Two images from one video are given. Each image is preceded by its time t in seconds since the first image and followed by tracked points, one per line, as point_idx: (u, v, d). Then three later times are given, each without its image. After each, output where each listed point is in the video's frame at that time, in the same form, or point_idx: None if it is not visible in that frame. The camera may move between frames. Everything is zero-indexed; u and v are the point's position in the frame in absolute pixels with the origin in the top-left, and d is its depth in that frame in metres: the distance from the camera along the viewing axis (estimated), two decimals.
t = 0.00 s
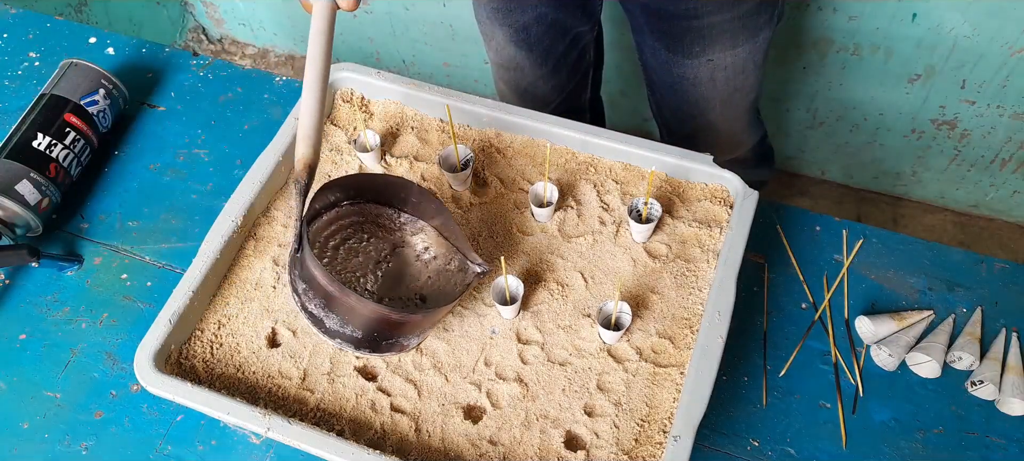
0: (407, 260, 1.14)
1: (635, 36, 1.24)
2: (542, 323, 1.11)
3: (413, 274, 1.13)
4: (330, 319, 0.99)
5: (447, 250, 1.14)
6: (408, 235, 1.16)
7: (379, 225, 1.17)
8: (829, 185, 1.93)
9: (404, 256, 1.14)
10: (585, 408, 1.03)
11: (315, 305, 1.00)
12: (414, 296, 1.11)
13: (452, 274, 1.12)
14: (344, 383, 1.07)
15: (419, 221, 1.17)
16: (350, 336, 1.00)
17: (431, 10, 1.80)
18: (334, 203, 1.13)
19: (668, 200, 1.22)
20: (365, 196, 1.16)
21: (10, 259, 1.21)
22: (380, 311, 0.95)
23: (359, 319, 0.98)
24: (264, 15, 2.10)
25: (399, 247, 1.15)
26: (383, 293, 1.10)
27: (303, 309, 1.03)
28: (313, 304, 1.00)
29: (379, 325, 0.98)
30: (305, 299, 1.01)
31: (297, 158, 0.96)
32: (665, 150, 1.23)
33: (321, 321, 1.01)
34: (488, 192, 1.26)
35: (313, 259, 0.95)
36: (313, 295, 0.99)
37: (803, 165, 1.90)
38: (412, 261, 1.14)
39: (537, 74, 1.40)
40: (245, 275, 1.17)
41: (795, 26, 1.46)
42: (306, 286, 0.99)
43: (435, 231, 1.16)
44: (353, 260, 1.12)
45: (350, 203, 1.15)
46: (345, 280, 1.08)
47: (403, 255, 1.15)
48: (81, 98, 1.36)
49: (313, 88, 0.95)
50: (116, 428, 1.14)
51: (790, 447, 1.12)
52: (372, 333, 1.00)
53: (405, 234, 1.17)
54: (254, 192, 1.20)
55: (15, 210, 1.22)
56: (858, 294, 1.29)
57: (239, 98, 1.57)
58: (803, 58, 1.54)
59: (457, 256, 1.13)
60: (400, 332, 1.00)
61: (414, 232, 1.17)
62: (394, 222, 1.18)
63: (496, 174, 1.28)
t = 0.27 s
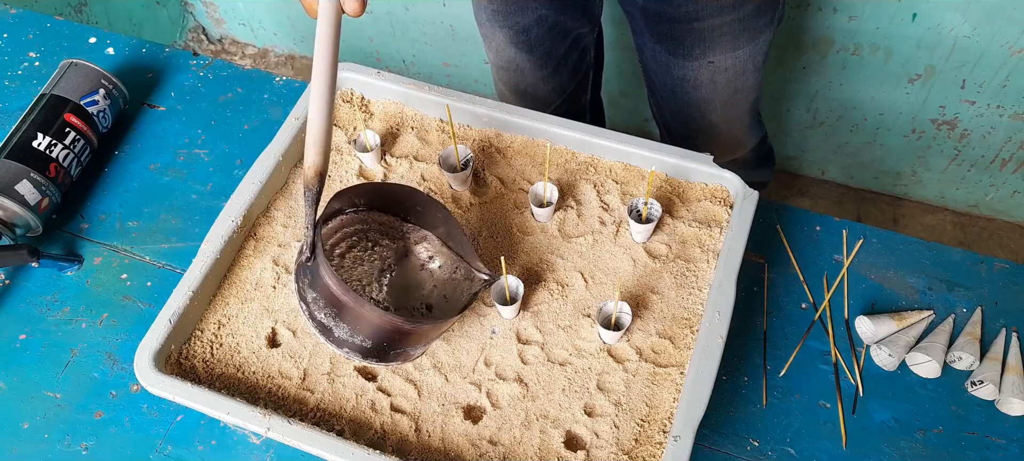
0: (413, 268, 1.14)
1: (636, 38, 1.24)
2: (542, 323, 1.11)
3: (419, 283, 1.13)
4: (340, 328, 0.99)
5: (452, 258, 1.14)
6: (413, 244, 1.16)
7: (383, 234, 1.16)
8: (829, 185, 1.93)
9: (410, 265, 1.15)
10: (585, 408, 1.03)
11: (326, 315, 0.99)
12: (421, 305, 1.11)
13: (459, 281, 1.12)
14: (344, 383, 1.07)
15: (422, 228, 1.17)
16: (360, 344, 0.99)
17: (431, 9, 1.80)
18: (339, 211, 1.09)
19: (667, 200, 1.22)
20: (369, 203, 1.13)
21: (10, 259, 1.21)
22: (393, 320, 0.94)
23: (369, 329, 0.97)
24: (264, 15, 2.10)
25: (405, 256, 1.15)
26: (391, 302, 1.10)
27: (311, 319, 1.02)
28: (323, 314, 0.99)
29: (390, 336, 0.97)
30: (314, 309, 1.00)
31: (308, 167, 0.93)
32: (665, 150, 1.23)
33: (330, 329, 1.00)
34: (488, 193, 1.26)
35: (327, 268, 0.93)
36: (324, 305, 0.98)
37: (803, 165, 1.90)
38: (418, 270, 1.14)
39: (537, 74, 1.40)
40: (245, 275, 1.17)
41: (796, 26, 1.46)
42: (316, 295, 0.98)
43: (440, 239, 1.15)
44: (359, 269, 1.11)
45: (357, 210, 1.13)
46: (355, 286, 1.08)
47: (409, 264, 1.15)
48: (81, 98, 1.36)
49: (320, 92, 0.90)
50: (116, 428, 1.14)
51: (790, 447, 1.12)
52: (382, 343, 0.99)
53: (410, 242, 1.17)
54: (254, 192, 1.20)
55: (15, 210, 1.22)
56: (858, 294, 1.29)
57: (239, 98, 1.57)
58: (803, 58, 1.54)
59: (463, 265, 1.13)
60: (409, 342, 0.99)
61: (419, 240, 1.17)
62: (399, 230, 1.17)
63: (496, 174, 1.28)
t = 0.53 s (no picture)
0: (412, 268, 1.14)
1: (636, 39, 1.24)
2: (542, 323, 1.11)
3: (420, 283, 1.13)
4: (346, 328, 0.98)
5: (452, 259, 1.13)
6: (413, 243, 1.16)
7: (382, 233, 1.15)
8: (829, 185, 1.93)
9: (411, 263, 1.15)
10: (585, 408, 1.03)
11: (332, 314, 0.98)
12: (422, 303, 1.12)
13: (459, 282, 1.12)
14: (344, 383, 1.07)
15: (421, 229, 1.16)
16: (364, 344, 0.99)
17: (431, 9, 1.80)
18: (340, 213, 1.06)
19: (667, 200, 1.22)
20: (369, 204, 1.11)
21: (10, 259, 1.21)
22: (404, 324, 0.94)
23: (377, 330, 0.97)
24: (264, 15, 2.10)
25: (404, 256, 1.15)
26: (393, 302, 1.11)
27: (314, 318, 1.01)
28: (328, 312, 0.98)
29: (397, 336, 0.97)
30: (319, 308, 0.99)
31: (314, 166, 0.93)
32: (665, 150, 1.23)
33: (334, 329, 0.99)
34: (488, 193, 1.26)
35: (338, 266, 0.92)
36: (331, 304, 0.97)
37: (803, 165, 1.90)
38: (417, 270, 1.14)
39: (537, 75, 1.40)
40: (245, 275, 1.17)
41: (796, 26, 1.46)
42: (323, 294, 0.97)
43: (438, 239, 1.14)
44: (361, 269, 1.12)
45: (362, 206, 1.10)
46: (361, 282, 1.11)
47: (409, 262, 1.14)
48: (81, 98, 1.36)
49: (323, 89, 0.89)
50: (116, 428, 1.14)
51: (790, 447, 1.12)
52: (388, 343, 0.99)
53: (411, 242, 1.16)
54: (254, 192, 1.20)
55: (15, 210, 1.22)
56: (858, 294, 1.29)
57: (239, 98, 1.57)
58: (803, 58, 1.54)
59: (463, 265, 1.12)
60: (413, 342, 0.99)
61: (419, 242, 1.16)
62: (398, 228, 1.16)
63: (495, 174, 1.28)
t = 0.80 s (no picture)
0: (414, 271, 1.11)
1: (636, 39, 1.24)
2: (542, 323, 1.11)
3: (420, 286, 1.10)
4: (349, 330, 0.98)
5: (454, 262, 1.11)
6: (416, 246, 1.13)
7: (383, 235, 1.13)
8: (829, 185, 1.93)
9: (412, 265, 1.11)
10: (585, 408, 1.03)
11: (335, 316, 0.98)
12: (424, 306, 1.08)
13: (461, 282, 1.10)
14: (344, 383, 1.07)
15: (421, 232, 1.15)
16: (366, 347, 0.99)
17: (431, 9, 1.80)
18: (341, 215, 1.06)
19: (667, 200, 1.22)
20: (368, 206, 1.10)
21: (10, 259, 1.21)
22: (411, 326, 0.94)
23: (381, 332, 0.97)
24: (264, 15, 2.10)
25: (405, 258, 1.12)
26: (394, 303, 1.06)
27: (317, 320, 1.01)
28: (331, 315, 0.98)
29: (401, 338, 0.97)
30: (322, 310, 0.99)
31: (318, 166, 0.91)
32: (665, 150, 1.23)
33: (337, 331, 0.99)
34: (488, 192, 1.26)
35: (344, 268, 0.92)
36: (335, 306, 0.97)
37: (803, 165, 1.90)
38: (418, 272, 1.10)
39: (538, 76, 1.40)
40: (245, 275, 1.17)
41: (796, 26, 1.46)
42: (327, 296, 0.97)
43: (439, 243, 1.13)
44: (362, 271, 1.08)
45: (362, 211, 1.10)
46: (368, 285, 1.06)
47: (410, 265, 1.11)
48: (81, 98, 1.36)
49: (326, 89, 0.87)
50: (116, 428, 1.14)
51: (790, 447, 1.12)
52: (391, 345, 0.99)
53: (413, 243, 1.13)
54: (254, 192, 1.20)
55: (15, 210, 1.22)
56: (858, 294, 1.29)
57: (239, 98, 1.57)
58: (804, 58, 1.54)
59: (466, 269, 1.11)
60: (416, 344, 0.99)
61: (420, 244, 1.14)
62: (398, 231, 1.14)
63: (495, 174, 1.28)
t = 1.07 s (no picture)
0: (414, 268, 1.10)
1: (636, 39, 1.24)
2: (542, 323, 1.11)
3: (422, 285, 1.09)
4: (346, 329, 0.98)
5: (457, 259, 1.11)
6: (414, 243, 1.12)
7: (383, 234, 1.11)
8: (829, 185, 1.93)
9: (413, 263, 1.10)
10: (585, 408, 1.03)
11: (330, 316, 0.98)
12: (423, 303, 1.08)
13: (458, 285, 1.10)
14: (344, 383, 1.07)
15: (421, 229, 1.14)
16: (364, 345, 0.98)
17: (431, 9, 1.79)
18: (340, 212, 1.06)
19: (668, 200, 1.22)
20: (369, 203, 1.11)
21: (10, 259, 1.21)
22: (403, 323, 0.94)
23: (375, 330, 0.96)
24: (264, 15, 2.10)
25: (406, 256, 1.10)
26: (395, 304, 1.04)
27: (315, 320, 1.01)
28: (327, 314, 0.98)
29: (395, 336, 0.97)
30: (319, 310, 0.99)
31: (312, 169, 0.91)
32: (665, 150, 1.23)
33: (334, 331, 0.99)
34: (488, 193, 1.26)
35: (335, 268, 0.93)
36: (329, 307, 0.97)
37: (803, 165, 1.90)
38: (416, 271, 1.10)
39: (538, 75, 1.40)
40: (245, 275, 1.17)
41: (796, 26, 1.46)
42: (322, 296, 0.97)
43: (442, 240, 1.13)
44: (362, 270, 1.06)
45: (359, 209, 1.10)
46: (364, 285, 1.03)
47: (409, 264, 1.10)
48: (81, 98, 1.36)
49: (324, 90, 0.88)
50: (116, 427, 1.14)
51: (790, 447, 1.12)
52: (389, 344, 0.98)
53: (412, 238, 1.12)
54: (253, 192, 1.20)
55: (15, 210, 1.22)
56: (858, 294, 1.29)
57: (239, 98, 1.57)
58: (804, 58, 1.54)
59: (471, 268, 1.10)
60: (415, 342, 0.99)
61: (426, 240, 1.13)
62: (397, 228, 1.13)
63: (495, 174, 1.28)
